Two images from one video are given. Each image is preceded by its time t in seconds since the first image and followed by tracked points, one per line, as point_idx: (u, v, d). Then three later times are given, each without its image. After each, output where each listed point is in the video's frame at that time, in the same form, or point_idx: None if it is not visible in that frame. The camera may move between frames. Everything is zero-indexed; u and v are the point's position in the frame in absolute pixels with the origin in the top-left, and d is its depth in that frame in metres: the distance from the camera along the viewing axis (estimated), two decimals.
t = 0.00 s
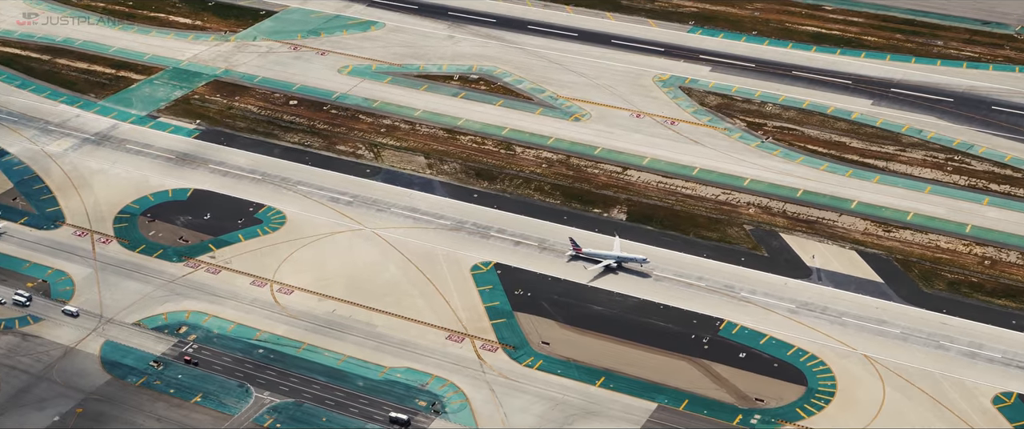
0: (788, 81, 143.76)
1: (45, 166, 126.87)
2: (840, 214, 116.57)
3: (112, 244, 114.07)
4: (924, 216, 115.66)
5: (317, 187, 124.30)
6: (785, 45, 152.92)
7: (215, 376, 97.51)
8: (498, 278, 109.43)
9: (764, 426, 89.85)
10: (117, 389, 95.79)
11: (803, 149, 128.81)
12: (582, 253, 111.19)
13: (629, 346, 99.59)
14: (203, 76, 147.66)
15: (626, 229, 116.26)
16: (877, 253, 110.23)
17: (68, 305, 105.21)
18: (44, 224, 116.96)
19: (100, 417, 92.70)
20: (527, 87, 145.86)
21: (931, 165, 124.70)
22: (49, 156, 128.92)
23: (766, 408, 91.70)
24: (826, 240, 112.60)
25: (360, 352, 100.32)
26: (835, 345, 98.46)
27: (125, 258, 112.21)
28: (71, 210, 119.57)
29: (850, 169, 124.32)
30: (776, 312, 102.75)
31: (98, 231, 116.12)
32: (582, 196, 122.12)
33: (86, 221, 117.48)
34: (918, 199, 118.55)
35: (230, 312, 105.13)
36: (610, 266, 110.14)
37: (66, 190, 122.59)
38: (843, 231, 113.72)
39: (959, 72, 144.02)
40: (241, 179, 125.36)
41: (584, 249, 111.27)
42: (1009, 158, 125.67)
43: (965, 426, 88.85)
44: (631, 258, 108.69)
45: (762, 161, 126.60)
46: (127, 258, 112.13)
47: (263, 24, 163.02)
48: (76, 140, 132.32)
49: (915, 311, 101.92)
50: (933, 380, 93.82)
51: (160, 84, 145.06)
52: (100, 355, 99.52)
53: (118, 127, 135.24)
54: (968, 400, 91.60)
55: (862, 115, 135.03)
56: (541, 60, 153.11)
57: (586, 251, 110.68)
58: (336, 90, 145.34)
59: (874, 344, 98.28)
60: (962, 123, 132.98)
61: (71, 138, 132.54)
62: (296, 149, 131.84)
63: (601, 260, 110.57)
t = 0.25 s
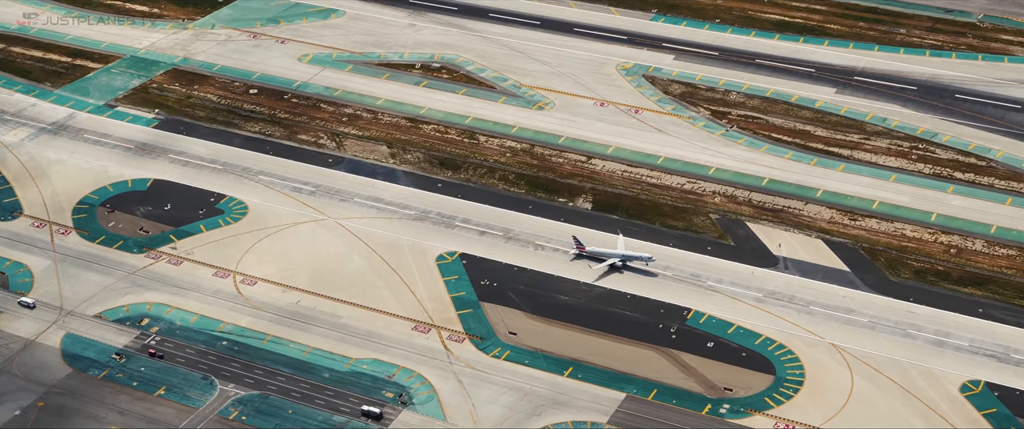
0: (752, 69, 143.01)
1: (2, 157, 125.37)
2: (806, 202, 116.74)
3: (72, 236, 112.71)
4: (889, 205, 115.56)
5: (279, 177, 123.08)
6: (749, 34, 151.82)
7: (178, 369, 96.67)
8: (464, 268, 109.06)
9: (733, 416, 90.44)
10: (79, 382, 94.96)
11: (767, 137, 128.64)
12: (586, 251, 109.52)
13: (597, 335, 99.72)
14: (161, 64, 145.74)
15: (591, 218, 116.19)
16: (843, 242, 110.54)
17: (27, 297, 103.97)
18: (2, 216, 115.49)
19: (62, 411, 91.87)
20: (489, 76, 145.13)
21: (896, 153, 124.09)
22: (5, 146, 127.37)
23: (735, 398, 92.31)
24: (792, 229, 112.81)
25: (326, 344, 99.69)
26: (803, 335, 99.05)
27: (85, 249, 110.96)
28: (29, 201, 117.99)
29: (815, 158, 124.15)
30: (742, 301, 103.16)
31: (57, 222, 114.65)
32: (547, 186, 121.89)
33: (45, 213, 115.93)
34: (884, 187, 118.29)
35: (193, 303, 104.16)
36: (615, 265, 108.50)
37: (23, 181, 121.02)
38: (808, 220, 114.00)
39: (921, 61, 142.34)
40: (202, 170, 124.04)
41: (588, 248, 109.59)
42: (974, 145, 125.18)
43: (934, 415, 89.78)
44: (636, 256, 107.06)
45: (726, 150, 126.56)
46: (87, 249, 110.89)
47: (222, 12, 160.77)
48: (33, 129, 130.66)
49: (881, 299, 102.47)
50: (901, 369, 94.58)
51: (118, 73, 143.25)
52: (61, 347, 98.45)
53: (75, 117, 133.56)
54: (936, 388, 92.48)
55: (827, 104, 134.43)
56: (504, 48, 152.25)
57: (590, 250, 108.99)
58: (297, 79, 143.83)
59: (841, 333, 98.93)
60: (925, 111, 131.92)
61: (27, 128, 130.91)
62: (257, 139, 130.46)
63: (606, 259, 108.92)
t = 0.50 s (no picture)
0: (711, 65, 143.63)
1: None
2: (767, 198, 117.34)
3: (30, 233, 111.58)
4: (850, 200, 116.53)
5: (240, 173, 121.84)
6: (708, 29, 152.42)
7: (141, 368, 95.82)
8: (427, 265, 108.52)
9: (697, 413, 90.80)
10: (40, 382, 94.01)
11: (728, 133, 129.33)
12: (592, 258, 107.79)
13: (562, 333, 99.65)
14: (119, 60, 143.91)
15: (554, 215, 116.04)
16: (804, 238, 111.32)
17: None
18: None
19: (22, 411, 90.95)
20: (450, 71, 144.44)
21: (855, 149, 125.03)
22: None
23: (699, 394, 92.67)
24: (754, 224, 113.38)
25: (289, 342, 98.96)
26: (766, 331, 99.56)
27: (44, 247, 109.77)
28: None
29: (775, 154, 124.86)
30: (705, 297, 103.59)
31: (16, 220, 113.19)
32: (510, 182, 121.58)
33: (3, 211, 114.44)
34: (844, 183, 119.21)
35: (154, 301, 103.20)
36: (621, 271, 106.87)
37: None
38: (770, 216, 114.60)
39: (879, 56, 143.18)
40: (162, 166, 122.68)
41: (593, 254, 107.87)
42: (933, 141, 126.04)
43: (897, 410, 90.49)
44: (642, 262, 105.41)
45: (688, 146, 127.14)
46: (46, 247, 109.64)
47: (180, 7, 158.43)
48: None
49: (843, 295, 103.28)
50: (863, 364, 95.32)
51: (75, 68, 141.41)
52: (21, 347, 97.53)
53: (32, 113, 131.65)
54: (898, 383, 93.22)
55: (786, 99, 135.22)
56: (465, 44, 151.43)
57: (596, 256, 107.23)
58: (257, 75, 142.24)
59: (803, 328, 99.59)
60: (885, 107, 132.75)
61: None
62: (217, 135, 129.04)
63: (612, 265, 107.25)
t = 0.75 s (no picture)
0: (670, 65, 144.18)
1: None
2: (727, 198, 117.94)
3: None
4: (809, 200, 117.45)
5: (200, 174, 120.71)
6: (666, 29, 152.93)
7: (101, 371, 95.13)
8: (389, 266, 107.86)
9: (660, 414, 91.14)
10: None
11: (687, 132, 129.89)
12: (593, 267, 106.36)
13: (524, 333, 99.45)
14: (77, 59, 142.26)
15: (515, 215, 115.87)
16: (764, 237, 112.05)
17: None
18: None
19: None
20: (410, 71, 143.68)
21: (813, 149, 126.11)
22: None
23: (662, 394, 92.97)
24: (714, 224, 113.93)
25: (251, 344, 98.29)
26: (727, 331, 100.08)
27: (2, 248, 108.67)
28: None
29: (735, 153, 125.56)
30: (666, 298, 104.04)
31: None
32: (471, 182, 121.16)
33: None
34: (803, 183, 120.18)
35: (114, 303, 102.49)
36: (623, 281, 105.53)
37: None
38: (730, 216, 115.22)
39: (836, 56, 144.55)
40: (121, 167, 121.46)
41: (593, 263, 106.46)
42: (890, 140, 127.25)
43: (857, 409, 91.38)
44: (645, 270, 104.14)
45: (648, 145, 127.51)
46: (4, 248, 108.53)
47: (138, 6, 155.99)
48: None
49: (803, 295, 104.07)
50: (824, 364, 96.13)
51: (33, 68, 139.76)
52: None
53: None
54: (858, 383, 94.16)
55: (745, 99, 136.01)
56: (425, 44, 150.66)
57: (597, 265, 105.81)
58: (216, 74, 140.63)
59: (763, 328, 100.26)
60: (842, 107, 133.94)
61: None
62: (176, 135, 127.73)
63: (613, 275, 105.87)
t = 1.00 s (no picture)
0: (624, 65, 144.69)
1: None
2: (681, 198, 118.59)
3: None
4: (762, 200, 118.44)
5: (153, 174, 119.28)
6: (620, 29, 153.40)
7: (54, 373, 94.49)
8: (344, 267, 107.01)
9: (616, 414, 91.44)
10: None
11: (641, 133, 130.41)
12: (592, 278, 104.99)
13: (479, 334, 99.20)
14: (28, 59, 140.30)
15: (470, 215, 115.52)
16: (717, 237, 112.79)
17: None
18: None
19: None
20: (364, 71, 142.62)
21: (766, 149, 127.23)
22: None
23: (617, 395, 93.24)
24: (668, 224, 114.50)
25: (206, 346, 97.43)
26: (682, 331, 100.61)
27: None
28: None
29: (688, 154, 126.28)
30: (621, 297, 104.41)
31: None
32: (425, 182, 120.56)
33: None
34: (756, 183, 121.15)
35: (67, 305, 101.44)
36: (623, 292, 104.44)
37: None
38: (683, 216, 115.84)
39: (787, 56, 146.00)
40: (73, 167, 119.94)
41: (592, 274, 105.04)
42: (842, 141, 128.71)
43: (811, 409, 92.29)
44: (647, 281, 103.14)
45: (602, 146, 127.78)
46: None
47: (89, 5, 152.85)
48: None
49: (756, 294, 104.90)
50: (778, 364, 96.97)
51: None
52: None
53: None
54: (812, 382, 95.11)
55: (698, 100, 136.89)
56: (379, 43, 149.61)
57: (596, 276, 104.44)
58: (169, 74, 138.66)
59: (718, 328, 100.95)
60: (794, 107, 135.21)
61: None
62: (129, 135, 126.12)
63: (613, 286, 104.64)
